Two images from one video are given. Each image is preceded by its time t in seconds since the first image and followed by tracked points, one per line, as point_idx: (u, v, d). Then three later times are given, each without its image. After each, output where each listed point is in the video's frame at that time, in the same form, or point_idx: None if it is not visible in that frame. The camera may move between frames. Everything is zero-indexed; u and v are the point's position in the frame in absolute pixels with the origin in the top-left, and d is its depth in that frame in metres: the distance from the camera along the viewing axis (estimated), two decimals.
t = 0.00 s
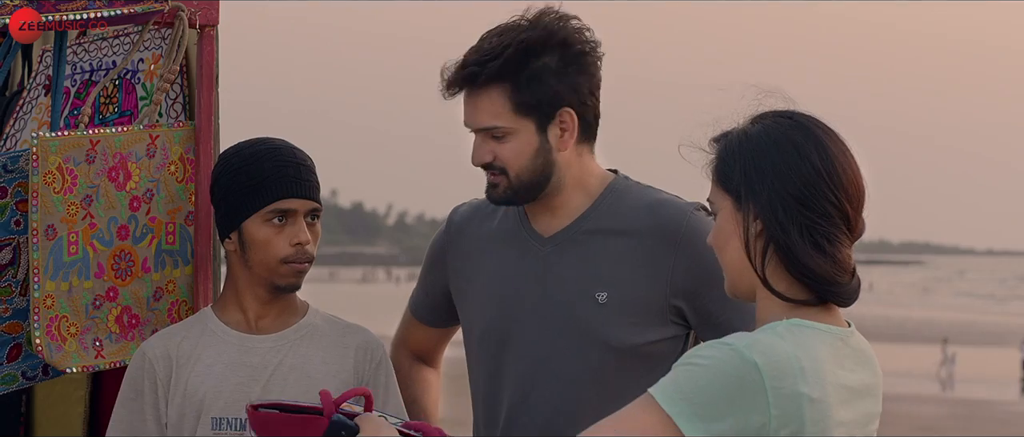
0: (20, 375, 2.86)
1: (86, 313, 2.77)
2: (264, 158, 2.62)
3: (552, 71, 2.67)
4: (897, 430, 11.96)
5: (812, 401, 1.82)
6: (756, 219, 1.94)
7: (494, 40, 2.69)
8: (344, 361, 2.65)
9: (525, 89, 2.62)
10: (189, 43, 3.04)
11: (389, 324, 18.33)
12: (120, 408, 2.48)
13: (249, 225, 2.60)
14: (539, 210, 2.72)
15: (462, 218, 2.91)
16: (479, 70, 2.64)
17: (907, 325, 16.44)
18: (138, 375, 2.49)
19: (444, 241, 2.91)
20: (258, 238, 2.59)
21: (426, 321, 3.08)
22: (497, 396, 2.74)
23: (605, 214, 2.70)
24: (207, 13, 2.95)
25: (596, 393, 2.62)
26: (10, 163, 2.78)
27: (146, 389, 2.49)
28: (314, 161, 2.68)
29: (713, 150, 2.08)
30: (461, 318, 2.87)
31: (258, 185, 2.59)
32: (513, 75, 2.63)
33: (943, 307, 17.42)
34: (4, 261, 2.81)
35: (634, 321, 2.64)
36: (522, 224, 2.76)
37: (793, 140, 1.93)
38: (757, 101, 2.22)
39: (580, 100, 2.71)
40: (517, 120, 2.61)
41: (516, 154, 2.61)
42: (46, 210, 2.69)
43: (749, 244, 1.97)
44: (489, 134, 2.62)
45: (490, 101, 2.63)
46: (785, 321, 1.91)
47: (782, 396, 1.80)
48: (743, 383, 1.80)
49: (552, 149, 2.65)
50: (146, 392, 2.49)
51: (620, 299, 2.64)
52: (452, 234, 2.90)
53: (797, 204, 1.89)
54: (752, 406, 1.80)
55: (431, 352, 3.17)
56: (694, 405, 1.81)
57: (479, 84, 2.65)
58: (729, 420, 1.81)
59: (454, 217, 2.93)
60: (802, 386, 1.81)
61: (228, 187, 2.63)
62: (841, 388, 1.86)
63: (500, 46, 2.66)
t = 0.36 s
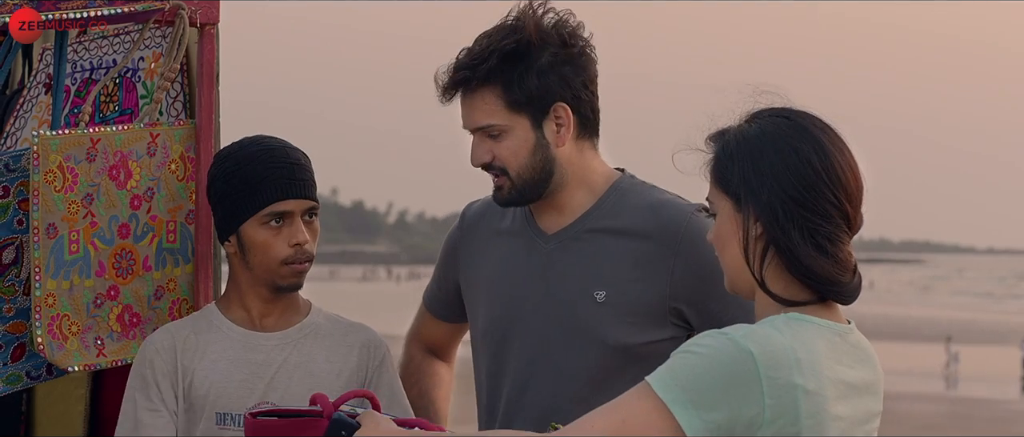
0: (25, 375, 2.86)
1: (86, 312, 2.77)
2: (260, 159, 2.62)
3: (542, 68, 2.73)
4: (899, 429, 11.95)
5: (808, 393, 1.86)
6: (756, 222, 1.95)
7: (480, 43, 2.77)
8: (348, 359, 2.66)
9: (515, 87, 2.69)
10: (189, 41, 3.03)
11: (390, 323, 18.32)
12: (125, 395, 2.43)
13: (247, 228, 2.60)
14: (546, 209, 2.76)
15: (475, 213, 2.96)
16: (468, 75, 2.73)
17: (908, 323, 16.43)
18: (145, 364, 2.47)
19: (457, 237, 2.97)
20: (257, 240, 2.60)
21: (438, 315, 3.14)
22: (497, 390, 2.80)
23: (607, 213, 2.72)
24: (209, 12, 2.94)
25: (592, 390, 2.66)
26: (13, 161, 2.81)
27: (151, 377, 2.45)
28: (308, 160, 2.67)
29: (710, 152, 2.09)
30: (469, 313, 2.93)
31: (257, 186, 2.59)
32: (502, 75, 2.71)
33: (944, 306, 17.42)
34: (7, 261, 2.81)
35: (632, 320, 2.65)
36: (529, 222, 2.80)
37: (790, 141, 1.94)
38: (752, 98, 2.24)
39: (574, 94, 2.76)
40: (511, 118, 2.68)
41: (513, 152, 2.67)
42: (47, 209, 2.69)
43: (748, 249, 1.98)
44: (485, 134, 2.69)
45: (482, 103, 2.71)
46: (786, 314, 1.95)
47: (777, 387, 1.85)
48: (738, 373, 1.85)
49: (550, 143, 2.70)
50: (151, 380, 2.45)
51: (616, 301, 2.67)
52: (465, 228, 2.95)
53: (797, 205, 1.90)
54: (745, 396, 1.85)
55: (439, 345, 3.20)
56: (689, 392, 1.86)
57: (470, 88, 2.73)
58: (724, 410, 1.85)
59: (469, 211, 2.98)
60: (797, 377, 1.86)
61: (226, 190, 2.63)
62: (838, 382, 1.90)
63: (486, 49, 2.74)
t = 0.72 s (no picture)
0: (25, 374, 2.87)
1: (89, 311, 2.77)
2: (259, 159, 2.61)
3: (564, 58, 2.73)
4: (902, 428, 11.94)
5: (807, 386, 1.86)
6: (758, 221, 1.95)
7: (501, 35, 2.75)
8: (352, 357, 2.66)
9: (544, 76, 2.68)
10: (192, 41, 3.03)
11: (391, 322, 18.31)
12: (132, 384, 2.42)
13: (248, 226, 2.60)
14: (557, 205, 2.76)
15: (494, 209, 2.99)
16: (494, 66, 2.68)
17: (910, 323, 16.42)
18: (152, 358, 2.46)
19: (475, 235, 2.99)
20: (259, 239, 2.60)
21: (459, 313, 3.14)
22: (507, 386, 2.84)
23: (611, 208, 2.72)
24: (210, 11, 2.96)
25: (594, 387, 2.66)
26: (14, 160, 2.80)
27: (158, 369, 2.45)
28: (309, 158, 2.66)
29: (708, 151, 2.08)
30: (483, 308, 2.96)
31: (256, 185, 2.59)
32: (529, 65, 2.69)
33: (946, 305, 17.42)
34: (7, 260, 2.81)
35: (633, 315, 2.65)
36: (539, 217, 2.82)
37: (791, 139, 1.94)
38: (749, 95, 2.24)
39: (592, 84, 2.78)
40: (540, 108, 2.67)
41: (542, 144, 2.66)
42: (49, 208, 2.68)
43: (748, 248, 1.97)
44: (512, 127, 2.66)
45: (507, 95, 2.67)
46: (786, 308, 1.96)
47: (777, 381, 1.85)
48: (738, 368, 1.85)
49: (574, 135, 2.71)
50: (158, 373, 2.44)
51: (617, 297, 2.66)
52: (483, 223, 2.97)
53: (799, 205, 1.91)
54: (745, 391, 1.85)
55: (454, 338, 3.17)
56: (688, 388, 1.86)
57: (495, 79, 2.69)
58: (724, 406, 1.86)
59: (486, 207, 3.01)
60: (796, 371, 1.86)
61: (225, 189, 2.63)
62: (836, 376, 1.91)
63: (511, 40, 2.72)
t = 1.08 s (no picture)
0: (28, 372, 2.86)
1: (91, 310, 2.77)
2: (237, 168, 2.60)
3: (586, 46, 2.67)
4: (903, 428, 11.93)
5: (806, 382, 1.86)
6: (751, 219, 1.94)
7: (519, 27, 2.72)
8: (363, 359, 2.65)
9: (563, 65, 2.63)
10: (195, 39, 3.02)
11: (393, 321, 18.31)
12: (146, 377, 2.47)
13: (241, 238, 2.60)
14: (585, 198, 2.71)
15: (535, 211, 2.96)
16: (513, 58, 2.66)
17: (914, 322, 16.40)
18: (165, 349, 2.50)
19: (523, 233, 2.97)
20: (254, 244, 2.58)
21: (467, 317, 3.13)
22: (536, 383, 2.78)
23: (634, 202, 2.64)
24: (213, 10, 2.95)
25: (612, 387, 2.58)
26: (17, 160, 2.79)
27: (171, 360, 2.48)
28: (282, 157, 2.63)
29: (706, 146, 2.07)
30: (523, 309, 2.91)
31: (237, 194, 2.58)
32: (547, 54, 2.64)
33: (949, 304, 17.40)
34: (11, 259, 2.81)
35: (649, 312, 2.56)
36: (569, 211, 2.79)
37: (787, 138, 1.93)
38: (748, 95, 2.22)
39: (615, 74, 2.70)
40: (560, 98, 2.61)
41: (563, 135, 2.60)
42: (50, 207, 2.70)
43: (741, 245, 1.97)
44: (533, 119, 2.62)
45: (527, 87, 2.64)
46: (781, 306, 1.95)
47: (776, 378, 1.85)
48: (738, 365, 1.84)
49: (596, 126, 2.63)
50: (171, 365, 2.48)
51: (634, 293, 2.58)
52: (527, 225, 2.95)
53: (793, 204, 1.90)
54: (745, 389, 1.85)
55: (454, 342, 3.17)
56: (688, 389, 1.85)
57: (516, 71, 2.67)
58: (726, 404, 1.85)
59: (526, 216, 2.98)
60: (795, 367, 1.86)
61: (212, 201, 2.64)
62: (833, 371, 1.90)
63: (529, 30, 2.68)
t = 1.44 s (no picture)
0: (33, 371, 2.84)
1: (93, 307, 2.77)
2: (235, 165, 2.60)
3: (609, 43, 2.81)
4: (902, 425, 11.91)
5: (795, 378, 1.86)
6: (740, 219, 1.94)
7: (546, 24, 2.88)
8: (364, 357, 2.64)
9: (586, 60, 2.79)
10: (198, 37, 3.02)
11: (396, 319, 18.32)
12: (149, 382, 2.49)
13: (237, 235, 2.60)
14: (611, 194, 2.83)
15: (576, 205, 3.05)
16: (539, 53, 2.82)
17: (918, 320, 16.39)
18: (164, 353, 2.50)
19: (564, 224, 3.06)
20: (250, 243, 2.58)
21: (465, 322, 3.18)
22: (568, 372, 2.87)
23: (654, 201, 2.74)
24: (216, 8, 2.93)
25: (634, 383, 2.68)
26: (20, 158, 2.78)
27: (169, 364, 2.49)
28: (288, 160, 2.60)
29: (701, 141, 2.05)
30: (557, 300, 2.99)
31: (232, 192, 2.58)
32: (571, 50, 2.80)
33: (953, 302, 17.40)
34: (14, 257, 2.82)
35: (663, 311, 2.65)
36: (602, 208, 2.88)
37: (781, 140, 1.92)
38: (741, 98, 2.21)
39: (639, 72, 2.83)
40: (582, 94, 2.77)
41: (585, 131, 2.75)
42: (53, 205, 2.72)
43: (727, 245, 1.97)
44: (556, 113, 2.78)
45: (552, 82, 2.80)
46: (760, 307, 1.95)
47: (767, 375, 1.84)
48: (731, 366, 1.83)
49: (619, 121, 2.78)
50: (171, 368, 2.48)
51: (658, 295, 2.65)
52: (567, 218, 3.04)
53: (783, 208, 1.90)
54: (741, 389, 1.82)
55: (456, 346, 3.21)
56: (690, 407, 1.83)
57: (542, 66, 2.83)
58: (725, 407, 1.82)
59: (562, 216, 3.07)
60: (783, 362, 1.85)
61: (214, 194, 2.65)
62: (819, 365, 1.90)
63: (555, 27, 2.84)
